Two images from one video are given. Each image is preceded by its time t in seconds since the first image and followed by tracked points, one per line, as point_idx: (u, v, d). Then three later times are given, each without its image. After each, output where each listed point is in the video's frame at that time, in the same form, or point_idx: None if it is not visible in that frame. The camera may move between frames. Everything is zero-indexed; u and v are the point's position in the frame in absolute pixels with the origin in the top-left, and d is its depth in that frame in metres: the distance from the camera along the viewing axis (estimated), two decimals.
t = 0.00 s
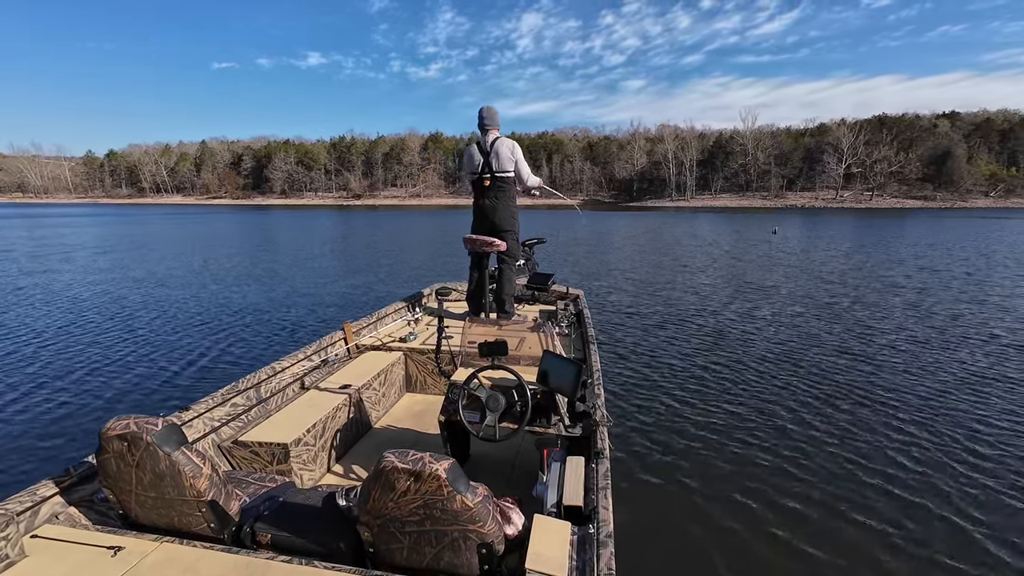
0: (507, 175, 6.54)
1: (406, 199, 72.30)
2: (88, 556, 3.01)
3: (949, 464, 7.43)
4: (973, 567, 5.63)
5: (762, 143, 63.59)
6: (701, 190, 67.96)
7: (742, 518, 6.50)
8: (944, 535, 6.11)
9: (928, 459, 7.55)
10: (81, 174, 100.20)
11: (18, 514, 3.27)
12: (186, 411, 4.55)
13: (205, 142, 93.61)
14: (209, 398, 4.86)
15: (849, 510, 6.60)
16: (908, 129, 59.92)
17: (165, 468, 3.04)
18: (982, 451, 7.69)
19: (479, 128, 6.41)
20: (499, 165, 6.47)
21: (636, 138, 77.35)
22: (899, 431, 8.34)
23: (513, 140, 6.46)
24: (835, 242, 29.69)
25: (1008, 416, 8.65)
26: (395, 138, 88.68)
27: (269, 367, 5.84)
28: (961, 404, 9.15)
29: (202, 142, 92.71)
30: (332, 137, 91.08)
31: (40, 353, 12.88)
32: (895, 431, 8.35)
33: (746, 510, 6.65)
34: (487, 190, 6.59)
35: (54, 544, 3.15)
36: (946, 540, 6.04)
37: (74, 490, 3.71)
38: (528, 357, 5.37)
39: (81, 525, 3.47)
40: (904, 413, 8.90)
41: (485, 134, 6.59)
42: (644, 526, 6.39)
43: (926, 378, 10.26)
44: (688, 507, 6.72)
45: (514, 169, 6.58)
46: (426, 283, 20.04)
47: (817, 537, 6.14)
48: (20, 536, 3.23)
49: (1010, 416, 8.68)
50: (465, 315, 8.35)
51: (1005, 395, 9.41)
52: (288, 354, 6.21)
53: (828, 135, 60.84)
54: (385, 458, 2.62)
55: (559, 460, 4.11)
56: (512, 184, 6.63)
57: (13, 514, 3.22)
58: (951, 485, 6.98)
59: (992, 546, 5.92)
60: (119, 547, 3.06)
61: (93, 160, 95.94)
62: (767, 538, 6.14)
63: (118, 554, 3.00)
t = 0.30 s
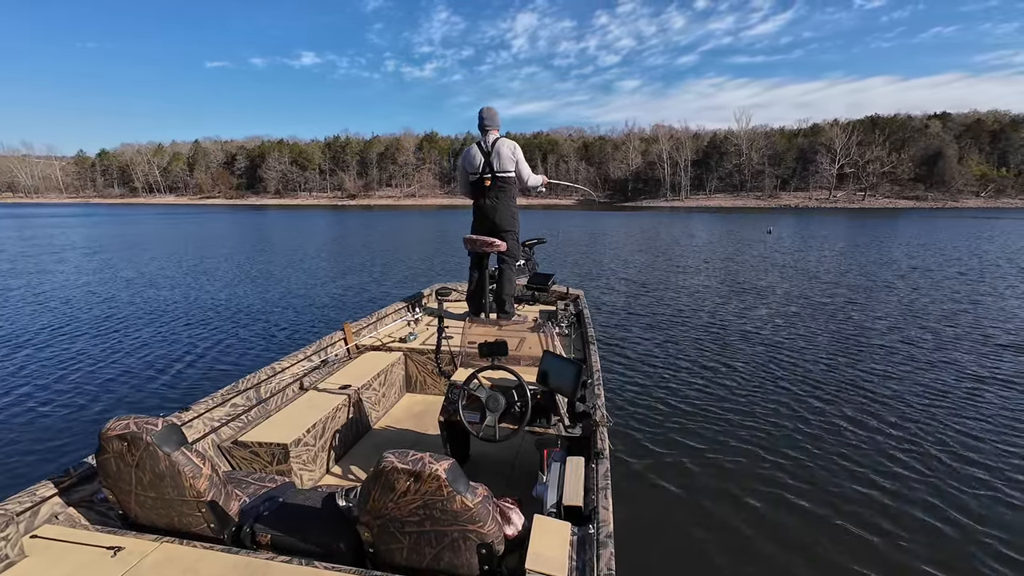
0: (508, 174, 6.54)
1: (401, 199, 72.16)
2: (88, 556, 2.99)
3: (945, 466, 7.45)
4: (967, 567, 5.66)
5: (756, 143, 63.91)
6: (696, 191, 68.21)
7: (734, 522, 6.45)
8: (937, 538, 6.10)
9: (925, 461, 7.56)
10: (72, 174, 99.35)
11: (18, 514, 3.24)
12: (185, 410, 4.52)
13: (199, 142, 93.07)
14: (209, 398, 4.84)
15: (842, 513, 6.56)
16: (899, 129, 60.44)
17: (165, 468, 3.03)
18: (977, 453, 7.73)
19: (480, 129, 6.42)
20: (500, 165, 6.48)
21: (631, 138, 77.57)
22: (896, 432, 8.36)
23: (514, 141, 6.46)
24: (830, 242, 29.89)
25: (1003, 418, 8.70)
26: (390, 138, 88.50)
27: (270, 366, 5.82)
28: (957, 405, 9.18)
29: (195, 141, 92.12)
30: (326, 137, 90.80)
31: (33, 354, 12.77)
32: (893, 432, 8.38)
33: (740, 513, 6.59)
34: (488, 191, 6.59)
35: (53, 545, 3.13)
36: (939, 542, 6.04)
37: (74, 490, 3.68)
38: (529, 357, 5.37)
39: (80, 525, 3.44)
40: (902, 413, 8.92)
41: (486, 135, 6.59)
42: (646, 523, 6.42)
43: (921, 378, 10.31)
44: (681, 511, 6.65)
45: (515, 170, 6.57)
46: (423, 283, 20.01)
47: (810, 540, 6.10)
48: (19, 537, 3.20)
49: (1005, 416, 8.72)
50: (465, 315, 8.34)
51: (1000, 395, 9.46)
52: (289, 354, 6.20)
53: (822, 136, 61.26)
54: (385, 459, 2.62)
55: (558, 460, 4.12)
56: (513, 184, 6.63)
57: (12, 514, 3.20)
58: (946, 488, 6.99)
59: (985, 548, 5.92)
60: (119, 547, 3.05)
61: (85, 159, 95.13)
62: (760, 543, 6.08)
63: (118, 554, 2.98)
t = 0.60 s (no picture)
0: (508, 174, 6.52)
1: (396, 199, 72.00)
2: (86, 555, 3.00)
3: (940, 466, 7.45)
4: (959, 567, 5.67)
5: (750, 143, 64.19)
6: (690, 191, 68.40)
7: (726, 527, 6.40)
8: (930, 540, 6.09)
9: (919, 462, 7.58)
10: (64, 174, 98.43)
11: (16, 512, 3.23)
12: (184, 410, 4.51)
13: (192, 142, 92.50)
14: (206, 397, 4.82)
15: (831, 515, 6.54)
16: (892, 129, 60.90)
17: (163, 467, 3.07)
18: (971, 453, 7.74)
19: (480, 128, 6.41)
20: (501, 165, 6.47)
21: (626, 138, 77.74)
22: (891, 432, 8.38)
23: (514, 140, 6.44)
24: (824, 241, 30.06)
25: (998, 418, 8.72)
26: (385, 138, 88.35)
27: (267, 366, 5.81)
28: (950, 405, 9.22)
29: (189, 141, 91.59)
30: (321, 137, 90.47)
31: (26, 356, 12.66)
32: (888, 433, 8.38)
33: (732, 518, 6.54)
34: (487, 191, 6.59)
35: (51, 544, 3.14)
36: (931, 544, 6.03)
37: (72, 488, 3.66)
38: (527, 357, 5.40)
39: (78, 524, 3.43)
40: (896, 414, 8.96)
41: (485, 135, 6.58)
42: (640, 526, 6.41)
43: (915, 379, 10.34)
44: (673, 515, 6.59)
45: (515, 169, 6.56)
46: (419, 283, 19.96)
47: (801, 545, 6.07)
48: (18, 535, 3.20)
49: (998, 417, 8.75)
50: (464, 314, 8.33)
51: (993, 396, 9.50)
52: (287, 354, 6.20)
53: (815, 136, 61.60)
54: (383, 458, 2.61)
55: (557, 460, 4.12)
56: (512, 184, 6.63)
57: (11, 511, 3.20)
58: (941, 489, 6.98)
59: (976, 552, 5.90)
60: (117, 546, 3.06)
61: (77, 159, 94.30)
62: (754, 548, 6.02)
63: (117, 552, 3.00)
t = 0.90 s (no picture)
0: (508, 174, 6.53)
1: (391, 199, 71.82)
2: (84, 553, 2.98)
3: (936, 466, 7.46)
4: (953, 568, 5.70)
5: (745, 143, 64.46)
6: (685, 190, 68.60)
7: (723, 531, 6.35)
8: (926, 541, 6.09)
9: (915, 462, 7.58)
10: (55, 174, 97.52)
11: (13, 511, 3.20)
12: (183, 409, 4.50)
13: (185, 142, 91.88)
14: (204, 397, 4.80)
15: (826, 518, 6.52)
16: (885, 130, 61.31)
17: (161, 466, 3.06)
18: (966, 453, 7.77)
19: (480, 128, 6.41)
20: (501, 165, 6.48)
21: (621, 138, 77.90)
22: (886, 433, 8.40)
23: (513, 140, 6.44)
24: (819, 241, 30.21)
25: (992, 418, 8.75)
26: (380, 138, 88.14)
27: (266, 366, 5.80)
28: (944, 405, 9.26)
29: (182, 141, 91.01)
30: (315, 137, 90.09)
31: (18, 358, 12.55)
32: (883, 433, 8.40)
33: (729, 524, 6.46)
34: (487, 190, 6.59)
35: (49, 542, 3.11)
36: (927, 545, 6.03)
37: (69, 487, 3.63)
38: (526, 357, 5.44)
39: (77, 523, 3.40)
40: (890, 413, 8.98)
41: (484, 134, 6.57)
42: (637, 531, 6.38)
43: (908, 378, 10.38)
44: (668, 521, 6.54)
45: (514, 169, 6.56)
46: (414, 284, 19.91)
47: (798, 549, 6.04)
48: (16, 534, 3.17)
49: (992, 416, 8.79)
50: (463, 314, 8.32)
51: (987, 395, 9.54)
52: (285, 353, 6.19)
53: (809, 136, 61.91)
54: (382, 458, 2.60)
55: (555, 460, 4.13)
56: (511, 184, 6.63)
57: (8, 510, 3.16)
58: (936, 489, 6.98)
59: (971, 554, 5.92)
60: (115, 545, 3.04)
61: (68, 159, 93.45)
62: (750, 553, 5.98)
63: (114, 551, 2.98)
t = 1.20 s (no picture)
0: (508, 175, 6.52)
1: (386, 199, 71.64)
2: (83, 554, 2.96)
3: (934, 468, 7.47)
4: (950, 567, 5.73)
5: (739, 143, 64.72)
6: (681, 191, 68.82)
7: (725, 535, 6.30)
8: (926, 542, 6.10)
9: (913, 463, 7.59)
10: (47, 174, 96.73)
11: (13, 511, 3.17)
12: (182, 409, 4.48)
13: (179, 142, 91.31)
14: (203, 397, 4.79)
15: (827, 520, 6.49)
16: (878, 130, 61.69)
17: (160, 466, 3.05)
18: (962, 453, 7.79)
19: (481, 128, 6.40)
20: (501, 165, 6.47)
21: (616, 138, 78.05)
22: (884, 433, 8.41)
23: (513, 140, 6.43)
24: (814, 241, 30.34)
25: (987, 418, 8.79)
26: (374, 138, 87.91)
27: (265, 366, 5.78)
28: (940, 406, 9.29)
29: (176, 140, 90.45)
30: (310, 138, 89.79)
31: (12, 359, 12.46)
32: (880, 434, 8.42)
33: (727, 530, 6.38)
34: (486, 191, 6.59)
35: (48, 542, 3.09)
36: (924, 545, 6.06)
37: (68, 488, 3.61)
38: (526, 357, 5.44)
39: (76, 524, 3.37)
40: (887, 414, 9.01)
41: (485, 134, 6.56)
42: (639, 534, 6.33)
43: (904, 378, 10.42)
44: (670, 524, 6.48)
45: (514, 169, 6.53)
46: (411, 285, 19.87)
47: (799, 552, 6.00)
48: (15, 535, 3.14)
49: (988, 417, 8.82)
50: (462, 313, 8.32)
51: (981, 396, 9.59)
52: (285, 353, 6.16)
53: (803, 136, 62.21)
54: (382, 458, 2.59)
55: (555, 460, 4.13)
56: (511, 184, 6.62)
57: (7, 510, 3.13)
58: (935, 491, 6.99)
59: (969, 553, 5.95)
60: (114, 545, 3.02)
61: (60, 159, 92.69)
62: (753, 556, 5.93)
63: (114, 552, 2.96)
